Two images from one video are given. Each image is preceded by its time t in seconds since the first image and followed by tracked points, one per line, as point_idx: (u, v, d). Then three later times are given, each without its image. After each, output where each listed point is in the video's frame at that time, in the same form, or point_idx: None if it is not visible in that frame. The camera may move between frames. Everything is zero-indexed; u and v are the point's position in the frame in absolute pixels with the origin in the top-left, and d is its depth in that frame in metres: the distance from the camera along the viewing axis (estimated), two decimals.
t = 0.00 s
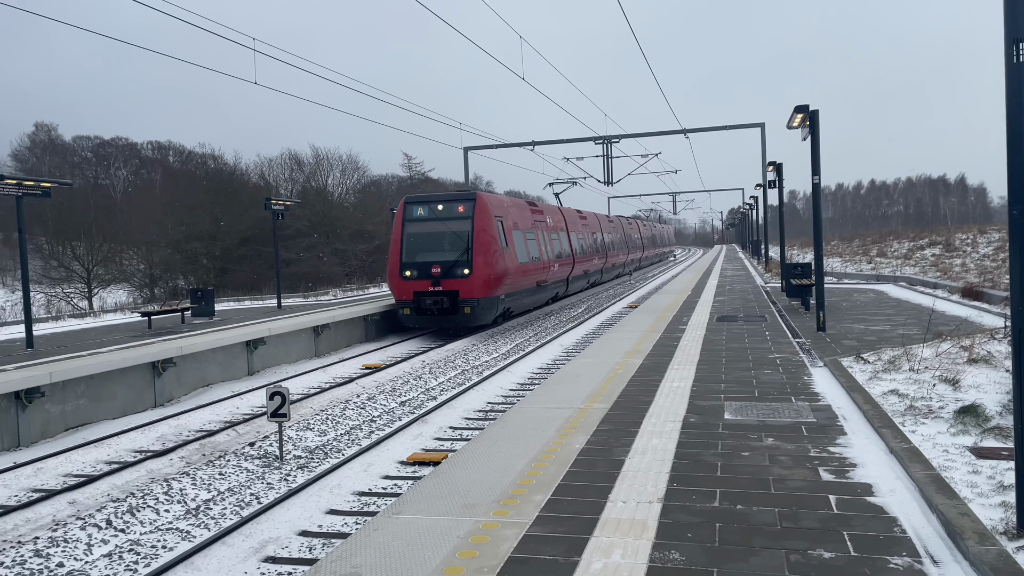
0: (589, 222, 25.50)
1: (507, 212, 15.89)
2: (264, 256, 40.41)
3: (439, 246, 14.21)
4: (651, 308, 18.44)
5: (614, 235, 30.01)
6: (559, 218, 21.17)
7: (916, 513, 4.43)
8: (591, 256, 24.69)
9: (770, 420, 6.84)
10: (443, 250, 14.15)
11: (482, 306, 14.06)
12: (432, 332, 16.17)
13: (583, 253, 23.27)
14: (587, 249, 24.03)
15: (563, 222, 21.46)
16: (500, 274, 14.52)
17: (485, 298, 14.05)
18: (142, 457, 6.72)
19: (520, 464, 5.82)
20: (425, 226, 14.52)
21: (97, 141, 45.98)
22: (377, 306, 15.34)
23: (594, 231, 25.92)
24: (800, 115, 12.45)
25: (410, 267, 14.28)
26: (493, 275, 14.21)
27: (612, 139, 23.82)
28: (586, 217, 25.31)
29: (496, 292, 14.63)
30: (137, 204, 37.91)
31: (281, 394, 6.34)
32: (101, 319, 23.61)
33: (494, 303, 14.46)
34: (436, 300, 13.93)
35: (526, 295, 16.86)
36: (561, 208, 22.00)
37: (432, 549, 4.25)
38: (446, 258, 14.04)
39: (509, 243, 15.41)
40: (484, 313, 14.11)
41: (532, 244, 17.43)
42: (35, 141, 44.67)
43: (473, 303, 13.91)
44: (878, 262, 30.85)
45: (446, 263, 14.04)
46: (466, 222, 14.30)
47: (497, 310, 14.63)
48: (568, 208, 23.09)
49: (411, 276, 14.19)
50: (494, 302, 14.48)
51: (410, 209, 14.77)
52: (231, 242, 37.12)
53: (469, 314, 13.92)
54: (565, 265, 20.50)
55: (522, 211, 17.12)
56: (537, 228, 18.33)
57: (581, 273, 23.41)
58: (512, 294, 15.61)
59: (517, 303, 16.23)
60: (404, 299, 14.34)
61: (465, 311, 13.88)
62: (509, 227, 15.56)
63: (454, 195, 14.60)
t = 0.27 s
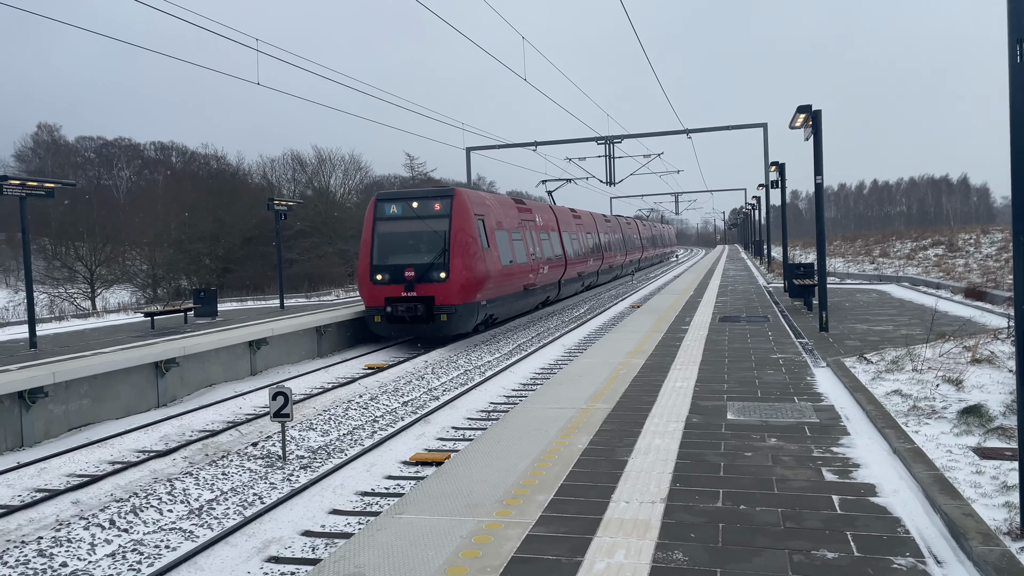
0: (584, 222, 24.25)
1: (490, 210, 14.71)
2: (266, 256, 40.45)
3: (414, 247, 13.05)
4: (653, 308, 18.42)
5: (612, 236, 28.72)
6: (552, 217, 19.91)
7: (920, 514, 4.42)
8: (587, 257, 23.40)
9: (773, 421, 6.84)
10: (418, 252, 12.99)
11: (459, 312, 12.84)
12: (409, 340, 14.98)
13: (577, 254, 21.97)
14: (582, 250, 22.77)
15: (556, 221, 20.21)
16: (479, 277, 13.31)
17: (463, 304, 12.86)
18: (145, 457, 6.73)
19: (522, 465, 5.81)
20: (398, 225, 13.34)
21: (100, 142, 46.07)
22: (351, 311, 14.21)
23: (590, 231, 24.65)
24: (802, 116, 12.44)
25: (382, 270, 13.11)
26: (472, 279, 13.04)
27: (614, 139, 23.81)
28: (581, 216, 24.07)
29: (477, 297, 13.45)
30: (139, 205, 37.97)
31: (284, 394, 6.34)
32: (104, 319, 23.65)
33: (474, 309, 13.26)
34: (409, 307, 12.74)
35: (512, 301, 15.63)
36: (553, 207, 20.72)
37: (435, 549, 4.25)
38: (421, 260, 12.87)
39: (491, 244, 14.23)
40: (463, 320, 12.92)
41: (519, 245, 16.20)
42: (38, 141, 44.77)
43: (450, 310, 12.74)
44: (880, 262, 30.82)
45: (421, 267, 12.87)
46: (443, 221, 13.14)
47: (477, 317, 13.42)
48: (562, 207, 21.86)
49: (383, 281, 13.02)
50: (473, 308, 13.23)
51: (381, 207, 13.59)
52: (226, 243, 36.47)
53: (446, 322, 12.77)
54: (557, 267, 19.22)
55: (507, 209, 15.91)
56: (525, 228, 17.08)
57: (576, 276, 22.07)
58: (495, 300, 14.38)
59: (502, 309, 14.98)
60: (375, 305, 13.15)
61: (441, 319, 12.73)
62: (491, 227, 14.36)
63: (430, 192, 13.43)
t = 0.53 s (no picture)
0: (579, 223, 23.03)
1: (468, 208, 13.45)
2: (267, 257, 40.46)
3: (381, 248, 11.82)
4: (654, 310, 18.39)
5: (608, 237, 27.48)
6: (542, 216, 18.64)
7: (921, 516, 4.41)
8: (581, 260, 22.14)
9: (775, 422, 6.82)
10: (386, 255, 11.75)
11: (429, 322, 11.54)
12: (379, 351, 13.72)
13: (570, 256, 20.69)
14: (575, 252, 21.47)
15: (547, 222, 18.94)
16: (454, 283, 12.02)
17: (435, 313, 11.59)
18: (145, 458, 6.73)
19: (523, 466, 5.80)
20: (364, 225, 12.09)
21: (101, 142, 46.12)
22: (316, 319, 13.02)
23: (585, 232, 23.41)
24: (803, 117, 12.43)
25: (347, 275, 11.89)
26: (445, 284, 11.77)
27: (615, 141, 23.81)
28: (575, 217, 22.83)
29: (453, 304, 12.16)
30: (140, 206, 37.99)
31: (285, 395, 6.34)
32: (105, 320, 23.67)
33: (448, 318, 11.97)
34: (374, 315, 11.52)
35: (496, 308, 14.36)
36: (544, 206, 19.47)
37: (436, 551, 4.24)
38: (389, 264, 11.64)
39: (469, 245, 12.95)
40: (435, 331, 11.66)
41: (504, 246, 14.94)
42: (39, 142, 44.84)
43: (420, 319, 11.48)
44: (881, 263, 30.81)
45: (389, 271, 11.65)
46: (413, 219, 11.86)
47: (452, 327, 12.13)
48: (553, 206, 20.61)
49: (348, 286, 11.80)
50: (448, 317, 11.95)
51: (346, 204, 12.33)
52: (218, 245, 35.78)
53: (415, 333, 11.51)
54: (547, 270, 17.95)
55: (490, 207, 14.64)
56: (511, 228, 15.74)
57: (569, 280, 20.80)
58: (474, 307, 13.05)
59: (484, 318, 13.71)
60: (339, 314, 11.94)
61: (410, 329, 11.47)
62: (469, 226, 13.07)
63: (399, 188, 12.17)
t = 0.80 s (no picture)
0: (568, 225, 21.91)
1: (440, 207, 12.24)
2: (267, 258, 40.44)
3: (339, 251, 10.55)
4: (653, 312, 18.39)
5: (600, 240, 26.36)
6: (524, 217, 17.47)
7: (921, 518, 4.41)
8: (569, 263, 20.99)
9: (774, 425, 6.83)
10: (345, 258, 10.48)
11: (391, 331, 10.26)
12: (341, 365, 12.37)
13: (556, 259, 19.49)
14: (563, 255, 20.32)
15: (530, 222, 17.76)
16: (422, 290, 10.77)
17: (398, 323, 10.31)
18: (144, 459, 6.72)
19: (522, 468, 5.79)
20: (321, 225, 10.79)
21: (101, 143, 46.10)
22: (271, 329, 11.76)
23: (573, 234, 22.28)
24: (802, 119, 12.45)
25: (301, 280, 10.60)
26: (411, 291, 10.51)
27: (615, 142, 23.83)
28: (562, 218, 21.65)
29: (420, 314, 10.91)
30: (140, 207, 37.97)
31: (284, 396, 6.34)
32: (104, 321, 23.64)
33: (415, 328, 10.72)
34: (330, 326, 10.24)
35: (470, 317, 13.11)
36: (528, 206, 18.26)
37: (435, 553, 4.24)
38: (347, 268, 10.37)
39: (439, 247, 11.71)
40: (399, 344, 10.39)
41: (479, 249, 13.73)
42: (39, 143, 44.83)
43: (381, 331, 10.20)
44: (881, 265, 30.82)
45: (347, 276, 10.36)
46: (375, 218, 10.60)
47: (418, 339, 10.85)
48: (538, 206, 19.42)
49: (302, 293, 10.50)
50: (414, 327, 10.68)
51: (302, 201, 11.02)
52: (210, 247, 35.10)
53: (377, 347, 10.24)
54: (530, 275, 16.73)
55: (464, 207, 13.43)
56: (487, 230, 14.49)
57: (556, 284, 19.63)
58: (445, 316, 11.80)
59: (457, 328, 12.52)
60: (292, 323, 10.62)
61: (371, 342, 10.20)
62: (440, 227, 11.86)
63: (361, 183, 10.88)
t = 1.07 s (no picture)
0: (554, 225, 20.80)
1: (405, 204, 11.03)
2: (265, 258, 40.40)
3: (286, 253, 9.30)
4: (651, 313, 18.38)
5: (591, 240, 25.21)
6: (506, 217, 16.29)
7: (919, 520, 4.41)
8: (557, 266, 19.82)
9: (772, 426, 6.83)
10: (292, 261, 9.23)
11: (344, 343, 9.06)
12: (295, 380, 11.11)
13: (542, 261, 18.31)
14: (549, 257, 19.18)
15: (511, 222, 16.60)
16: (381, 297, 9.56)
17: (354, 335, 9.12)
18: (142, 460, 6.71)
19: (521, 469, 5.79)
20: (267, 223, 9.53)
21: (99, 144, 46.04)
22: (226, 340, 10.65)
23: (560, 235, 21.15)
24: (801, 121, 12.47)
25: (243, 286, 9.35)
26: (369, 299, 9.30)
27: (614, 144, 23.84)
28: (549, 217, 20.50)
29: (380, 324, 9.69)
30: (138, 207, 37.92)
31: (282, 397, 6.33)
32: (102, 322, 23.60)
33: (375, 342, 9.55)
34: (275, 338, 9.02)
35: (441, 326, 11.91)
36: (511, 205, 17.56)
37: (433, 554, 4.24)
38: (294, 272, 9.14)
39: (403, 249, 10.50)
40: (354, 358, 9.19)
41: (452, 251, 12.54)
42: (37, 144, 44.78)
43: (332, 344, 8.98)
44: (879, 267, 30.84)
45: (295, 282, 9.12)
46: (327, 216, 9.37)
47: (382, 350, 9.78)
48: (521, 205, 18.26)
49: (244, 301, 9.25)
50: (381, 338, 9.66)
51: (245, 196, 9.72)
52: (200, 248, 33.63)
53: (328, 361, 9.01)
54: (512, 279, 15.55)
55: (434, 204, 12.25)
56: (462, 230, 13.30)
57: (541, 288, 18.48)
58: (409, 326, 10.58)
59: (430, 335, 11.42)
60: (232, 335, 9.34)
61: (322, 356, 8.98)
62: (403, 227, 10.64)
63: (312, 176, 9.61)
